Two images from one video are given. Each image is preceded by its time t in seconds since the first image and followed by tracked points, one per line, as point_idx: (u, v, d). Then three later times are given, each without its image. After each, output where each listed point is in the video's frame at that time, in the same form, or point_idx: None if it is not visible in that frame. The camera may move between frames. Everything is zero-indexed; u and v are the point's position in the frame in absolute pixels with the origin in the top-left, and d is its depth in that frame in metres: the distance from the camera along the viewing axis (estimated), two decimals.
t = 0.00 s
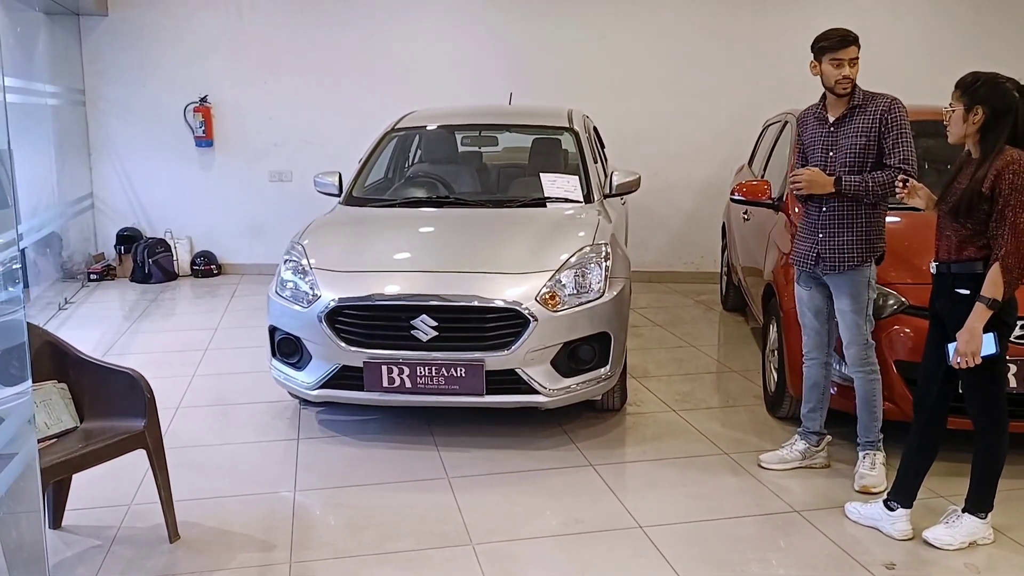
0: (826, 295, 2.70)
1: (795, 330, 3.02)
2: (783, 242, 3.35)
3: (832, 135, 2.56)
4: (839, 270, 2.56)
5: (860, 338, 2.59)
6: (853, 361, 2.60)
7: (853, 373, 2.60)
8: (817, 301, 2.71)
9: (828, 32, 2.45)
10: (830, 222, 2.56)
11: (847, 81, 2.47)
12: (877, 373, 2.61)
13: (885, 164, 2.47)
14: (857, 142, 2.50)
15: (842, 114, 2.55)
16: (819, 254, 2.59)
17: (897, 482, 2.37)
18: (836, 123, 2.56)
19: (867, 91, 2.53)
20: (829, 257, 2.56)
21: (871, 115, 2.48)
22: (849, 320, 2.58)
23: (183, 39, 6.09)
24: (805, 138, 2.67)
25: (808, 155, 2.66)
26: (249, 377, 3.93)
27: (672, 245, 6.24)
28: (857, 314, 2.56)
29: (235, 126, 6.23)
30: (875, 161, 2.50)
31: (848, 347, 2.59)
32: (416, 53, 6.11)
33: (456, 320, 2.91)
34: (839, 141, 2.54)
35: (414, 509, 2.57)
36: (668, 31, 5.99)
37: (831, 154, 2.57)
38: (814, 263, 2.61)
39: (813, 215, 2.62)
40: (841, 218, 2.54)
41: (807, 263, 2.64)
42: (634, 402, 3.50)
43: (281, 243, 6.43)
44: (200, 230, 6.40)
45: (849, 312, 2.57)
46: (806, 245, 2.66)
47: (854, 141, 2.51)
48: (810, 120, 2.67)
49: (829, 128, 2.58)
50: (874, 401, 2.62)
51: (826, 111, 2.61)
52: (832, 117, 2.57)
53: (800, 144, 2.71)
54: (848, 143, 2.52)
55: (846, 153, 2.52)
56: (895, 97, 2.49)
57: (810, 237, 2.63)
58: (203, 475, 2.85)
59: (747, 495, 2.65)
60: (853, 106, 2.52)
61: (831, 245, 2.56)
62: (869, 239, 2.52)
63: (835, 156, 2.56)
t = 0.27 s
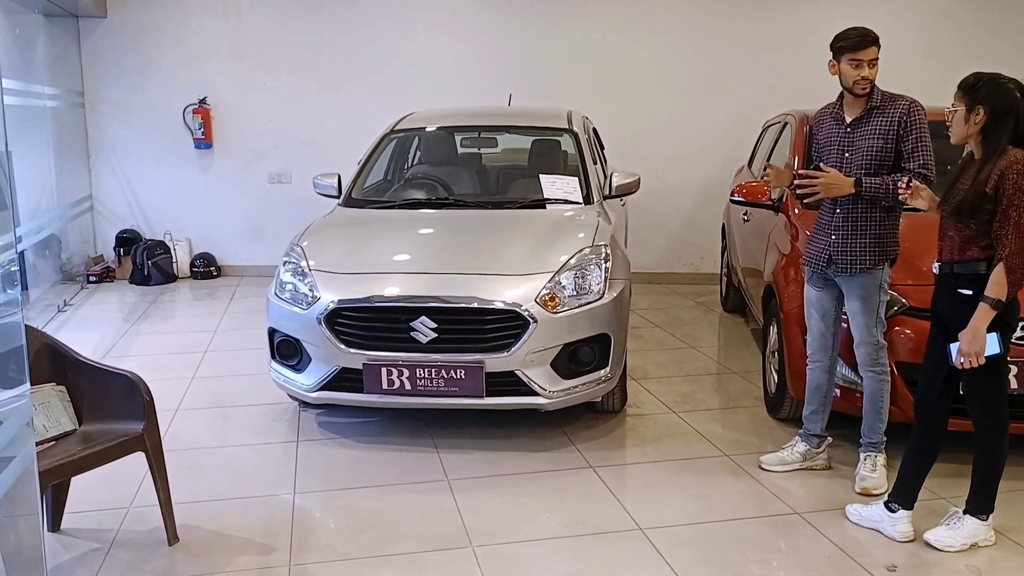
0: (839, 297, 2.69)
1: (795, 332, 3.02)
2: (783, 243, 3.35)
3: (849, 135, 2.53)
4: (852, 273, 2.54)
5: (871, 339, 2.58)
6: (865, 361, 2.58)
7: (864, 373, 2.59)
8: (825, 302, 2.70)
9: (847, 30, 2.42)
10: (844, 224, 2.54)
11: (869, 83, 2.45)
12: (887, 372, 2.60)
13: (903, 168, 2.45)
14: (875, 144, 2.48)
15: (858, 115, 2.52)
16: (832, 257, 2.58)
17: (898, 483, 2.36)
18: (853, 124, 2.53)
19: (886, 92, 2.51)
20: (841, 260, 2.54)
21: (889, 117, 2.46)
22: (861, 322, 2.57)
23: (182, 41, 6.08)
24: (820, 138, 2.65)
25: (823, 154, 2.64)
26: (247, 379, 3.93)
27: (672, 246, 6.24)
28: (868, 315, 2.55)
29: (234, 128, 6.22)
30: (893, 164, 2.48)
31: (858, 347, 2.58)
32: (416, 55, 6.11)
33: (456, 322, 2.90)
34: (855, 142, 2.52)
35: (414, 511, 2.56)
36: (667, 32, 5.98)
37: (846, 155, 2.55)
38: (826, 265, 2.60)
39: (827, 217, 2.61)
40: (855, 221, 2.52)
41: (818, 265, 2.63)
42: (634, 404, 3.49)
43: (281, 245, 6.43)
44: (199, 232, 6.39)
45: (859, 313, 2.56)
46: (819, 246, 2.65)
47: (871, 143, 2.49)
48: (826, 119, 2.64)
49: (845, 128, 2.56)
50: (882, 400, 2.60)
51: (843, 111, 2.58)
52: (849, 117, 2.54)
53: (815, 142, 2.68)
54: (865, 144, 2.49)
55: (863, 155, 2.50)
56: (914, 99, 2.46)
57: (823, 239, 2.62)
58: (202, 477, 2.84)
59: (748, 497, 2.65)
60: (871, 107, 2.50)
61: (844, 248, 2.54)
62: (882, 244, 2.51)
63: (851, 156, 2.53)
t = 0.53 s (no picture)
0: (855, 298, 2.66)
1: (800, 333, 3.00)
2: (788, 243, 3.33)
3: (870, 136, 2.49)
4: (870, 276, 2.50)
5: (887, 341, 2.54)
6: (880, 363, 2.55)
7: (878, 375, 2.56)
8: (836, 304, 2.67)
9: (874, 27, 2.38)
10: (863, 227, 2.51)
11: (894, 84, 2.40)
12: (901, 376, 2.56)
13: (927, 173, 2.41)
14: (897, 147, 2.44)
15: (880, 115, 2.47)
16: (850, 258, 2.54)
17: (906, 485, 2.35)
18: (875, 124, 2.49)
19: (911, 93, 2.45)
20: (859, 262, 2.51)
21: (913, 120, 2.41)
22: (877, 323, 2.54)
23: (182, 42, 6.06)
24: (841, 136, 2.61)
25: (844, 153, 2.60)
26: (248, 380, 3.91)
27: (673, 246, 6.22)
28: (885, 316, 2.51)
29: (234, 129, 6.21)
30: (915, 168, 2.44)
31: (874, 348, 2.55)
32: (416, 56, 6.10)
33: (458, 323, 2.89)
34: (876, 143, 2.48)
35: (417, 514, 2.54)
36: (669, 32, 5.97)
37: (867, 156, 2.51)
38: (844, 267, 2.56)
39: (847, 218, 2.57)
40: (875, 223, 2.48)
41: (835, 266, 2.60)
42: (637, 405, 3.48)
43: (282, 246, 6.41)
44: (200, 233, 6.38)
45: (876, 313, 2.52)
46: (837, 247, 2.61)
47: (893, 146, 2.44)
48: (848, 116, 2.59)
49: (866, 128, 2.51)
50: (893, 403, 2.58)
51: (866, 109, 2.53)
52: (871, 117, 2.50)
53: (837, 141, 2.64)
54: (886, 146, 2.45)
55: (883, 157, 2.46)
56: (940, 102, 2.41)
57: (842, 240, 2.58)
58: (204, 479, 2.83)
59: (752, 499, 2.64)
60: (894, 107, 2.45)
61: (863, 250, 2.50)
62: (901, 247, 2.48)
63: (872, 157, 2.49)
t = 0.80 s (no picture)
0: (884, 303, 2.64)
1: (818, 337, 2.95)
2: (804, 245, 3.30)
3: (901, 139, 2.48)
4: (903, 281, 2.50)
5: (919, 345, 2.55)
6: (909, 367, 2.56)
7: (907, 379, 2.57)
8: (863, 309, 2.64)
9: (909, 28, 2.36)
10: (895, 233, 2.51)
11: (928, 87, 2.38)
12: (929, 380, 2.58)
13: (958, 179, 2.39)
14: (928, 152, 2.42)
15: (912, 119, 2.46)
16: (882, 263, 2.54)
17: (932, 491, 2.31)
18: (906, 128, 2.47)
19: (944, 96, 2.43)
20: (892, 268, 2.50)
21: (944, 125, 2.39)
22: (910, 327, 2.54)
23: (187, 42, 6.03)
24: (872, 137, 2.59)
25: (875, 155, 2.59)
26: (257, 383, 3.87)
27: (682, 247, 6.18)
28: (919, 321, 2.52)
29: (240, 130, 6.17)
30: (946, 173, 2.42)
31: (905, 351, 2.55)
32: (423, 56, 6.06)
33: (473, 326, 2.85)
34: (908, 147, 2.46)
35: (433, 520, 2.50)
36: (677, 32, 5.93)
37: (897, 160, 2.50)
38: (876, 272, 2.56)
39: (879, 223, 2.57)
40: (908, 230, 2.49)
41: (867, 272, 2.58)
42: (651, 408, 3.44)
43: (287, 247, 6.37)
44: (205, 235, 6.34)
45: (910, 317, 2.53)
46: (868, 252, 2.61)
47: (925, 151, 2.43)
48: (880, 117, 2.57)
49: (898, 131, 2.50)
50: (919, 408, 2.59)
51: (898, 111, 2.51)
52: (902, 119, 2.48)
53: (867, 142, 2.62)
54: (917, 151, 2.44)
55: (914, 162, 2.45)
56: (972, 106, 2.38)
57: (873, 245, 2.58)
58: (215, 484, 2.80)
59: (773, 504, 2.60)
60: (926, 111, 2.42)
61: (895, 256, 2.50)
62: (933, 254, 2.47)
63: (903, 162, 2.48)
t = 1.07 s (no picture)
0: (907, 308, 2.62)
1: (836, 341, 2.92)
2: (819, 248, 3.27)
3: (928, 143, 2.47)
4: (926, 286, 2.49)
5: (941, 350, 2.54)
6: (932, 373, 2.54)
7: (929, 385, 2.55)
8: (883, 313, 2.62)
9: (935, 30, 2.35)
10: (920, 237, 2.50)
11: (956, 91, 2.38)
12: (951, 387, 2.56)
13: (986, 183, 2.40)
14: (955, 156, 2.42)
15: (939, 122, 2.45)
16: (905, 267, 2.52)
17: (957, 499, 2.28)
18: (933, 131, 2.47)
19: (972, 100, 2.42)
20: (915, 272, 2.49)
21: (972, 129, 2.39)
22: (933, 332, 2.53)
23: (191, 43, 5.99)
24: (898, 140, 2.59)
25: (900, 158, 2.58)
26: (265, 388, 3.83)
27: (688, 249, 6.15)
28: (943, 326, 2.51)
29: (243, 132, 6.13)
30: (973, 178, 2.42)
31: (927, 356, 2.54)
32: (428, 58, 6.03)
33: (487, 331, 2.82)
34: (934, 151, 2.46)
35: (450, 529, 2.47)
36: (684, 33, 5.90)
37: (923, 164, 2.49)
38: (898, 276, 2.54)
39: (902, 228, 2.57)
40: (932, 235, 2.48)
41: (889, 275, 2.57)
42: (665, 413, 3.40)
43: (291, 250, 6.34)
44: (208, 238, 6.31)
45: (934, 321, 2.52)
46: (890, 256, 2.60)
47: (951, 155, 2.43)
48: (906, 119, 2.57)
49: (924, 134, 2.49)
50: (941, 414, 2.57)
51: (925, 114, 2.51)
52: (929, 123, 2.48)
53: (893, 144, 2.62)
54: (944, 155, 2.44)
55: (940, 166, 2.45)
56: (1001, 111, 2.38)
57: (895, 249, 2.57)
58: (226, 492, 2.76)
59: (793, 512, 2.57)
60: (954, 115, 2.42)
61: (919, 260, 2.49)
62: (958, 259, 2.47)
63: (929, 165, 2.48)
